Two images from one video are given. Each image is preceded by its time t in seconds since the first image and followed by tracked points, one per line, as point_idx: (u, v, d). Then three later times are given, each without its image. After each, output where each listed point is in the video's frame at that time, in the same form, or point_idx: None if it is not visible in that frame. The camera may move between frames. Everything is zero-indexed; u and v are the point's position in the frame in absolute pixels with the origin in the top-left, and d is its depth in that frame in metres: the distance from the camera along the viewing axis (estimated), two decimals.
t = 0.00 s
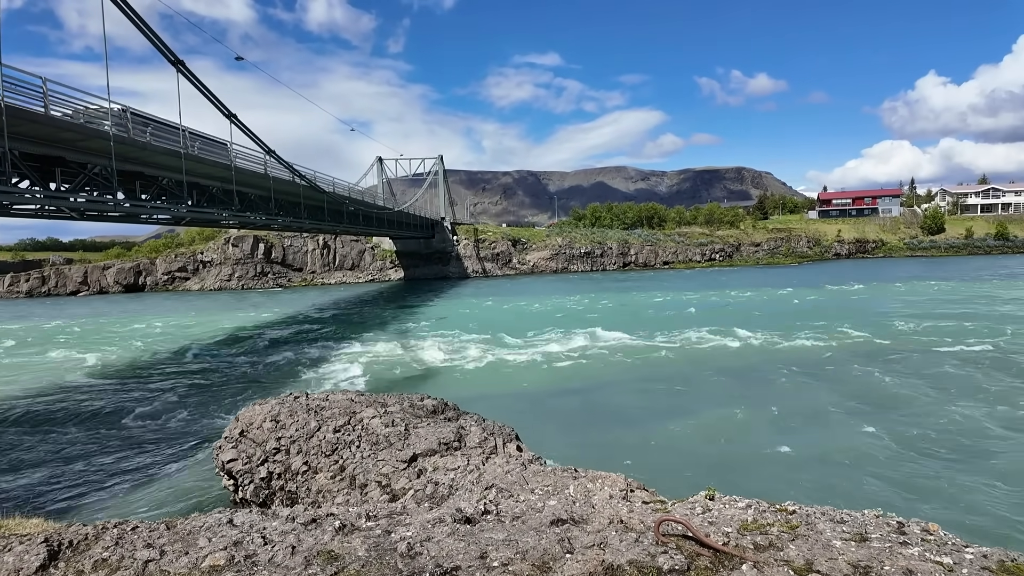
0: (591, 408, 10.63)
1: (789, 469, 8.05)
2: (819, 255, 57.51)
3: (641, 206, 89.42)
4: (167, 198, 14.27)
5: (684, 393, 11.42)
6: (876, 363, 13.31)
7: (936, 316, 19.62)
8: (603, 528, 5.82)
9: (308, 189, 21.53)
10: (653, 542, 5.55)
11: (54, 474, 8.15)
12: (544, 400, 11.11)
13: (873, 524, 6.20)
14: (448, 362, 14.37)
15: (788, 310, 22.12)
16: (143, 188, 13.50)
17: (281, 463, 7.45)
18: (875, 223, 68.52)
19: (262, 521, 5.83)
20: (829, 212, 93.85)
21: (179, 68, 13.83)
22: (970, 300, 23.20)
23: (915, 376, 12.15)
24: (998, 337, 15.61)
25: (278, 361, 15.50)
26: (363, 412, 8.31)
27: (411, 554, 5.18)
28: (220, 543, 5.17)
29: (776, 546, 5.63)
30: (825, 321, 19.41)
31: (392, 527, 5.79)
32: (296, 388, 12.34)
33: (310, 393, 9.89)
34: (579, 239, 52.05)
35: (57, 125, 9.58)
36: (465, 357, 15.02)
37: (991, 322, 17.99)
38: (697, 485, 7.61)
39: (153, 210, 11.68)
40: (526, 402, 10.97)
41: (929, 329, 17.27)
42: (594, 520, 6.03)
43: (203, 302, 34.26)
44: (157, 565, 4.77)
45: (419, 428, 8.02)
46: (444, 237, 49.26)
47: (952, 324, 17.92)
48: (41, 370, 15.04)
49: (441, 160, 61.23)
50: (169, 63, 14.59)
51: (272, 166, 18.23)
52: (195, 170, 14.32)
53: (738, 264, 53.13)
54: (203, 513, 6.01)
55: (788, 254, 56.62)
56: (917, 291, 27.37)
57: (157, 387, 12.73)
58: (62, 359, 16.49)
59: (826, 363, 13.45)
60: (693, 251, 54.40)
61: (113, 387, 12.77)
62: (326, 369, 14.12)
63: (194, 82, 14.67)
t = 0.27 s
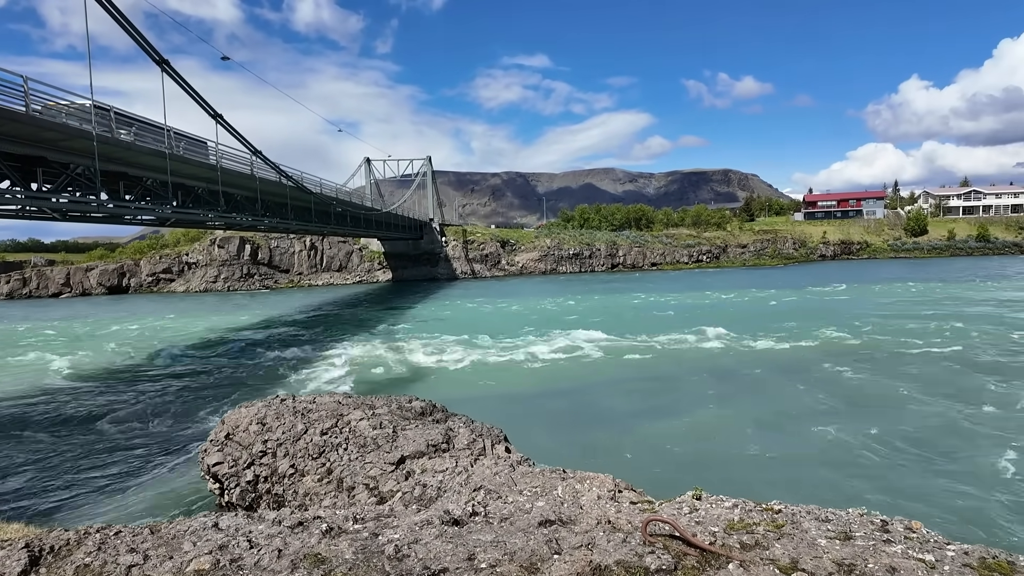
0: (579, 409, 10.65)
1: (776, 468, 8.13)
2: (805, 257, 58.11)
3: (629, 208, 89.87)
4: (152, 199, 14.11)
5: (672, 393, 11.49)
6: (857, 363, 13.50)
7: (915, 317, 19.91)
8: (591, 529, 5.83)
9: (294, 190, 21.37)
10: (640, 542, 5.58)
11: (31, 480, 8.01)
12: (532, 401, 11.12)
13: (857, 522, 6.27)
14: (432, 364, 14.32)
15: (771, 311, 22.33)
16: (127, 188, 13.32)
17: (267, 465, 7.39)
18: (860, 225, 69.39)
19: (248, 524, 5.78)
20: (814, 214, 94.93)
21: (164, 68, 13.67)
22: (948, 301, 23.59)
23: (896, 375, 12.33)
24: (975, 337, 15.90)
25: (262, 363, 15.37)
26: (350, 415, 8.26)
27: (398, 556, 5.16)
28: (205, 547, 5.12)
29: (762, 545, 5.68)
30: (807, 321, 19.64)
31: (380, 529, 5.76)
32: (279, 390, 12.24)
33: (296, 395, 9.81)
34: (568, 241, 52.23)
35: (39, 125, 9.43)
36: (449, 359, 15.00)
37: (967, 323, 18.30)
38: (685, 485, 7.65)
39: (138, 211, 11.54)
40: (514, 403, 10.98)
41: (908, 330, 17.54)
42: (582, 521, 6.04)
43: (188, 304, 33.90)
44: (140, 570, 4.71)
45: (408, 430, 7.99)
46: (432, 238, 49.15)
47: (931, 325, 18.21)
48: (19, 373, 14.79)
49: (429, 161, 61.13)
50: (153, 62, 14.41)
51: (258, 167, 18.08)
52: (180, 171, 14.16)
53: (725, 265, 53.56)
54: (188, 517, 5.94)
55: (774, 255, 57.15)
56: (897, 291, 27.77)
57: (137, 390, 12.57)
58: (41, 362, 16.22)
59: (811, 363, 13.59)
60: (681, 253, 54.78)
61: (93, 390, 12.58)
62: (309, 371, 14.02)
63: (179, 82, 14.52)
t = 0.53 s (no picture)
0: (570, 410, 10.67)
1: (764, 468, 8.19)
2: (792, 258, 58.66)
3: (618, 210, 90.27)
4: (137, 200, 13.97)
5: (660, 394, 11.53)
6: (841, 364, 13.65)
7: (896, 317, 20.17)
8: (579, 530, 5.84)
9: (282, 191, 21.23)
10: (629, 542, 5.59)
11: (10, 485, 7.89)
12: (521, 403, 11.10)
13: (843, 522, 6.33)
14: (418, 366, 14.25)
15: (757, 312, 22.49)
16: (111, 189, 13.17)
17: (254, 468, 7.33)
18: (846, 226, 70.19)
19: (235, 528, 5.73)
20: (801, 216, 95.85)
21: (149, 67, 13.54)
22: (929, 302, 23.95)
23: (878, 375, 12.50)
24: (955, 338, 16.15)
25: (247, 365, 15.24)
26: (338, 417, 8.22)
27: (387, 559, 5.14)
28: (191, 552, 5.07)
29: (748, 544, 5.72)
30: (791, 322, 19.82)
31: (368, 532, 5.73)
32: (263, 393, 12.16)
33: (283, 397, 9.74)
34: (557, 242, 52.36)
35: (22, 124, 9.29)
36: (434, 360, 14.95)
37: (947, 323, 18.58)
38: (673, 485, 7.68)
39: (122, 211, 11.40)
40: (505, 405, 10.96)
41: (889, 330, 17.77)
42: (571, 522, 6.05)
43: (174, 305, 33.54)
44: None
45: (396, 432, 7.96)
46: (422, 239, 48.99)
47: (912, 325, 18.47)
48: None
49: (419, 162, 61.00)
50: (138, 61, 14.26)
51: (246, 167, 17.94)
52: (165, 172, 14.03)
53: (713, 266, 53.95)
54: (173, 521, 5.87)
55: (762, 257, 57.66)
56: (879, 292, 28.11)
57: (119, 393, 12.41)
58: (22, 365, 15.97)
59: (797, 364, 13.71)
60: (669, 254, 55.12)
61: (75, 393, 12.42)
62: (293, 374, 13.89)
63: (165, 81, 14.37)
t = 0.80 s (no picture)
0: (560, 411, 10.67)
1: (753, 468, 8.25)
2: (780, 259, 59.15)
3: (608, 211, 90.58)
4: (123, 200, 13.82)
5: (650, 395, 11.57)
6: (827, 364, 13.76)
7: (879, 318, 20.41)
8: (569, 531, 5.85)
9: (270, 192, 21.08)
10: (618, 543, 5.61)
11: None
12: (512, 404, 11.09)
13: (830, 521, 6.39)
14: (405, 368, 14.13)
15: (744, 313, 22.60)
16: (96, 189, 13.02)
17: (242, 471, 7.27)
18: (833, 228, 70.90)
19: (222, 531, 5.69)
20: (789, 218, 96.70)
21: (136, 67, 13.40)
22: (913, 303, 24.22)
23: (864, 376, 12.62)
24: (937, 338, 16.34)
25: (232, 367, 15.11)
26: (327, 419, 8.18)
27: (376, 562, 5.12)
28: (177, 556, 5.02)
29: (736, 544, 5.76)
30: (777, 323, 19.95)
31: (357, 534, 5.71)
32: (247, 396, 12.06)
33: (271, 400, 9.66)
34: (548, 244, 52.48)
35: (4, 123, 9.14)
36: (420, 363, 14.82)
37: (930, 324, 18.78)
38: (663, 486, 7.72)
39: (107, 212, 11.27)
40: (495, 406, 10.94)
41: (872, 331, 17.98)
42: (560, 523, 6.05)
43: (160, 307, 33.18)
44: None
45: (386, 434, 7.92)
46: (412, 240, 48.75)
47: (895, 326, 18.66)
48: None
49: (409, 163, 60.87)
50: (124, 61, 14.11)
51: (234, 168, 17.79)
52: (152, 172, 13.90)
53: (702, 268, 54.29)
54: (159, 525, 5.81)
55: (750, 258, 58.11)
56: (863, 293, 28.43)
57: (101, 396, 12.25)
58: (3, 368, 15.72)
59: (784, 365, 13.82)
60: (659, 255, 55.42)
61: (56, 396, 12.24)
62: (278, 377, 13.71)
63: (152, 81, 14.23)
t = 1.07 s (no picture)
0: (550, 412, 10.68)
1: (741, 467, 8.32)
2: (767, 260, 59.61)
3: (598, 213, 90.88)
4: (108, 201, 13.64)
5: (639, 396, 11.61)
6: (812, 364, 13.90)
7: (860, 319, 20.66)
8: (557, 532, 5.86)
9: (257, 193, 20.94)
10: (606, 543, 5.62)
11: None
12: (501, 405, 11.07)
13: (816, 520, 6.44)
14: (392, 370, 14.06)
15: (728, 314, 22.78)
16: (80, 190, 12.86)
17: (229, 475, 7.22)
18: (820, 229, 71.58)
19: (207, 535, 5.64)
20: (775, 219, 97.74)
21: (121, 66, 13.27)
22: (894, 304, 24.54)
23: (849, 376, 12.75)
24: (918, 338, 16.57)
25: (217, 370, 14.98)
26: (315, 421, 8.13)
27: (363, 564, 5.10)
28: (161, 560, 4.97)
29: (724, 543, 5.79)
30: (762, 324, 20.08)
31: (344, 537, 5.68)
32: (229, 399, 11.96)
33: (258, 402, 9.59)
34: (537, 245, 52.58)
35: None
36: (407, 364, 14.75)
37: (910, 325, 19.05)
38: (652, 486, 7.76)
39: (91, 213, 11.14)
40: (485, 408, 10.92)
41: (854, 331, 18.20)
42: (548, 524, 6.06)
43: (145, 309, 32.80)
44: None
45: (374, 436, 7.90)
46: (400, 241, 48.58)
47: (876, 327, 18.91)
48: None
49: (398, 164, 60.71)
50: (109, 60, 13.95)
51: (221, 168, 17.62)
52: (138, 172, 13.77)
53: (691, 269, 54.60)
54: (143, 530, 5.75)
55: (738, 259, 58.55)
56: (845, 294, 28.78)
57: (80, 399, 12.08)
58: None
59: (771, 365, 13.93)
60: (648, 257, 55.69)
61: (35, 400, 12.05)
62: (262, 380, 13.52)
63: (137, 80, 14.09)
